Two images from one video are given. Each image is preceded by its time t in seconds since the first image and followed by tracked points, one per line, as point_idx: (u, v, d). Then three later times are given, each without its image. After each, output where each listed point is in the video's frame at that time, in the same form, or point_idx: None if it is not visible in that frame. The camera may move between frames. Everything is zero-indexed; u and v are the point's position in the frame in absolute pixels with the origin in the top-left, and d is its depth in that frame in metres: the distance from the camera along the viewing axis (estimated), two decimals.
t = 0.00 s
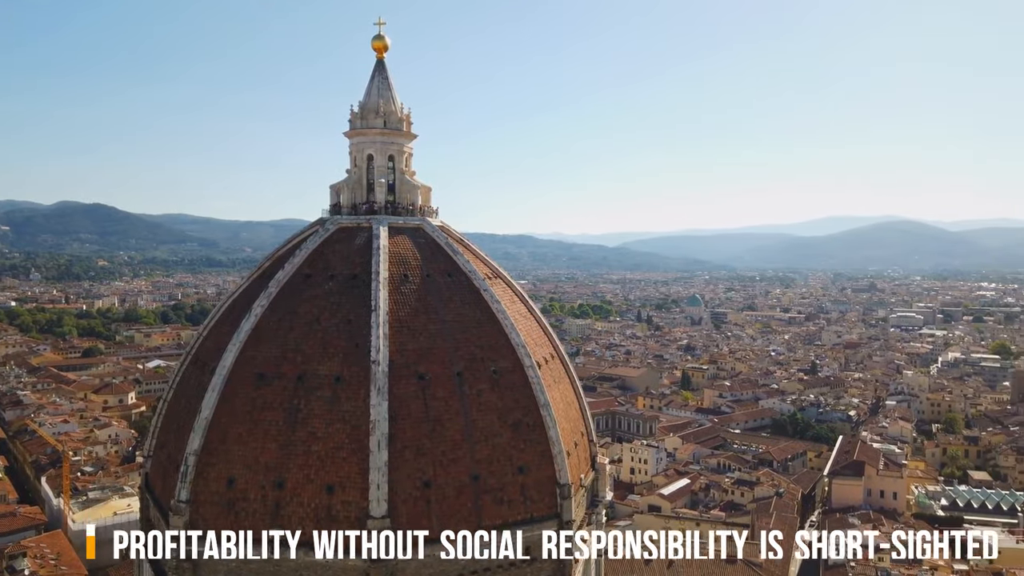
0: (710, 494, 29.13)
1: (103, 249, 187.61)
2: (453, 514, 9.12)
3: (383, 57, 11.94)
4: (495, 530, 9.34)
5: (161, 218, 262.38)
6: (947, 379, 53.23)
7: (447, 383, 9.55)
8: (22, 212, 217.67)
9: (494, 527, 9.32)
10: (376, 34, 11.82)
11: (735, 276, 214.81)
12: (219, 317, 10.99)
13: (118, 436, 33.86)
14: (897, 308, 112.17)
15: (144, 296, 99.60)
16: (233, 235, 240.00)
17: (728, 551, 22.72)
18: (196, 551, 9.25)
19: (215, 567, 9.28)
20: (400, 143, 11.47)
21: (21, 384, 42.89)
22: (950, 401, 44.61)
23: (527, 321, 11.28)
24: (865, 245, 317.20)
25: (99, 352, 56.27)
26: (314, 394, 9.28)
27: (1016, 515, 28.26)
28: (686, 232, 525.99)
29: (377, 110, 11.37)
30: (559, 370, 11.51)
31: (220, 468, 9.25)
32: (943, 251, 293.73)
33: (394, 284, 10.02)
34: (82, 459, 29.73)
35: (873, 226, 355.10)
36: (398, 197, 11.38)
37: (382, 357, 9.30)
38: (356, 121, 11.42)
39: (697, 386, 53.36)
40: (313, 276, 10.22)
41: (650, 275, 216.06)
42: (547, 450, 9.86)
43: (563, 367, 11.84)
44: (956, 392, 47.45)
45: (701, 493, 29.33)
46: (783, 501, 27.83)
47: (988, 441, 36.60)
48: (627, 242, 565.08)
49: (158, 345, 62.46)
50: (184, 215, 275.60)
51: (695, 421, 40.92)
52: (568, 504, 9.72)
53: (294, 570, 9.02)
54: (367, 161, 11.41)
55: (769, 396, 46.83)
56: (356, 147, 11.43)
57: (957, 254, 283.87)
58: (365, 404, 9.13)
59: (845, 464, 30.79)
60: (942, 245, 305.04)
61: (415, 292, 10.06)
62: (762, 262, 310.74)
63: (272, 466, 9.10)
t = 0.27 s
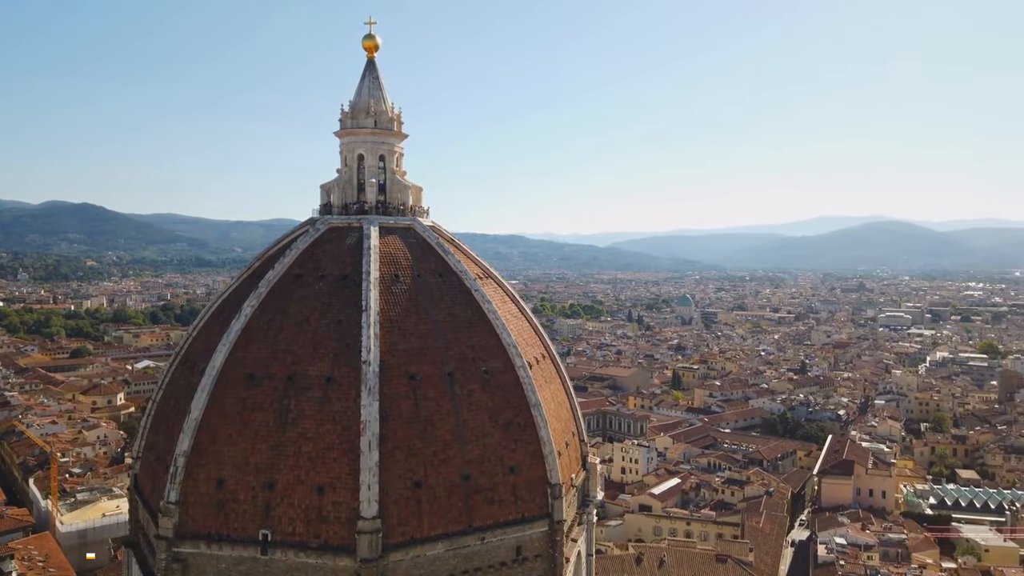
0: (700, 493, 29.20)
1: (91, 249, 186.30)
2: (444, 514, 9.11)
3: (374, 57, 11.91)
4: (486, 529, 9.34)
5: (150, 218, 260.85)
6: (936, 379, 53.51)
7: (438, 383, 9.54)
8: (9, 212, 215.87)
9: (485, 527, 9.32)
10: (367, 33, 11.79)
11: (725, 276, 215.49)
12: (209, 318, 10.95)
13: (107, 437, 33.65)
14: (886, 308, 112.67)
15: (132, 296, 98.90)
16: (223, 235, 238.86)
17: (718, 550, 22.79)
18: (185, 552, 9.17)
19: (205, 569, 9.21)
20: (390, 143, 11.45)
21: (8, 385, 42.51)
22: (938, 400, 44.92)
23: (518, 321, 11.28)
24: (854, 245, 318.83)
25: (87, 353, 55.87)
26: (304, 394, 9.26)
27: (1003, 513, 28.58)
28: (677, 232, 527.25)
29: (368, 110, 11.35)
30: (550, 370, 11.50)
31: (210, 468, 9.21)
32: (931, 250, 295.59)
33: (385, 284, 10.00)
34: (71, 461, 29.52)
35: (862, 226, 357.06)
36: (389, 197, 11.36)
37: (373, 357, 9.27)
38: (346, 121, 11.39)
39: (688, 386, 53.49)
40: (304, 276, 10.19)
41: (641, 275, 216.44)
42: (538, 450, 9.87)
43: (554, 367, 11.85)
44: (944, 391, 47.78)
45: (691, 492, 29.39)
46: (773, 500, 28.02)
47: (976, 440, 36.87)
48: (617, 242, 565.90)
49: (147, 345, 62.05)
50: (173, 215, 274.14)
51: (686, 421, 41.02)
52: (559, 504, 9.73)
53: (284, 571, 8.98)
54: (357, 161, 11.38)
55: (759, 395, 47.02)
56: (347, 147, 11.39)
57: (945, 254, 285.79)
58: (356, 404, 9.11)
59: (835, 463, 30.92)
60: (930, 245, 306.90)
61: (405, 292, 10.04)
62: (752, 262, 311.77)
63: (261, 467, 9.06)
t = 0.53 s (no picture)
0: (690, 493, 29.26)
1: (79, 249, 184.92)
2: (436, 515, 9.10)
3: (364, 56, 11.87)
4: (477, 530, 9.33)
5: (139, 218, 259.24)
6: (925, 378, 53.80)
7: (429, 383, 9.53)
8: None
9: (476, 528, 9.32)
10: (357, 33, 11.76)
11: (716, 276, 216.02)
12: (198, 318, 10.89)
13: (95, 438, 33.44)
14: (875, 308, 113.19)
15: (121, 296, 98.19)
16: (213, 235, 237.70)
17: (709, 549, 22.83)
18: (174, 554, 9.12)
19: (195, 570, 9.16)
20: (381, 143, 11.43)
21: None
22: (926, 399, 45.21)
23: (509, 321, 11.28)
24: (843, 245, 320.36)
25: (75, 354, 55.44)
26: (294, 394, 9.23)
27: (990, 511, 28.83)
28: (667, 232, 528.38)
29: (359, 109, 11.32)
30: (541, 370, 11.51)
31: (199, 469, 9.16)
32: (919, 250, 297.26)
33: (376, 284, 9.98)
34: (59, 462, 29.31)
35: (851, 227, 358.87)
36: (379, 197, 11.34)
37: (364, 357, 9.25)
38: (337, 121, 11.36)
39: (678, 385, 53.62)
40: (294, 276, 10.16)
41: (632, 275, 216.70)
42: (529, 450, 9.87)
43: (545, 367, 11.86)
44: (933, 390, 48.08)
45: (682, 492, 29.43)
46: (763, 499, 28.15)
47: (963, 439, 37.13)
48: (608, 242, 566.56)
49: (135, 346, 61.63)
50: (162, 215, 272.63)
51: (676, 421, 41.11)
52: (550, 503, 9.74)
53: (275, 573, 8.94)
54: (348, 161, 11.34)
55: (749, 395, 47.20)
56: (338, 147, 11.36)
57: (934, 254, 287.52)
58: (347, 405, 9.08)
59: (825, 462, 31.06)
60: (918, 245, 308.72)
61: (396, 292, 10.03)
62: (742, 262, 312.74)
63: (252, 467, 9.03)
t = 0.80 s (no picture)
0: (681, 492, 29.34)
1: (67, 249, 183.60)
2: (427, 515, 9.08)
3: (355, 56, 11.83)
4: (468, 530, 9.32)
5: (127, 218, 257.69)
6: (913, 377, 54.12)
7: (420, 384, 9.52)
8: None
9: (467, 528, 9.32)
10: (347, 33, 11.73)
11: (706, 276, 216.60)
12: (188, 318, 10.84)
13: (84, 439, 33.27)
14: (864, 308, 113.81)
15: (109, 297, 97.56)
16: (202, 235, 236.54)
17: (699, 549, 22.87)
18: (163, 555, 9.07)
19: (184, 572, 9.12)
20: (372, 143, 11.40)
21: None
22: (915, 398, 45.50)
23: (500, 321, 11.27)
24: (832, 245, 321.88)
25: (63, 354, 55.06)
26: (284, 395, 9.20)
27: (977, 510, 29.05)
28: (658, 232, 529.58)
29: (349, 109, 11.29)
30: (532, 370, 11.51)
31: (188, 471, 9.11)
32: (908, 250, 299.01)
33: (366, 284, 9.96)
34: (46, 463, 29.10)
35: (840, 227, 360.65)
36: (370, 197, 11.31)
37: (354, 358, 9.23)
38: (327, 121, 11.32)
39: (669, 385, 53.74)
40: (284, 276, 10.12)
41: (623, 275, 217.00)
42: (520, 450, 9.88)
43: (536, 367, 11.86)
44: (921, 389, 48.39)
45: (672, 491, 29.51)
46: (753, 498, 28.27)
47: (951, 437, 37.38)
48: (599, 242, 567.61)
49: (124, 347, 61.26)
50: (151, 215, 271.16)
51: (667, 420, 41.21)
52: (542, 504, 9.74)
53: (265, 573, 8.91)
54: (338, 160, 11.30)
55: (739, 395, 47.37)
56: (328, 147, 11.32)
57: (922, 254, 289.33)
58: (337, 405, 9.06)
59: (814, 461, 31.22)
60: (907, 245, 310.64)
61: (387, 292, 10.01)
62: (732, 262, 313.79)
63: (241, 468, 8.99)
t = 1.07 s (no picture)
0: (672, 491, 29.44)
1: (55, 249, 182.31)
2: (418, 515, 9.08)
3: (345, 55, 11.80)
4: (458, 530, 9.31)
5: (116, 217, 256.14)
6: (901, 377, 54.46)
7: (411, 384, 9.50)
8: None
9: (458, 528, 9.31)
10: (338, 32, 11.70)
11: (696, 276, 217.14)
12: (177, 318, 10.79)
13: (72, 440, 33.07)
14: (853, 307, 114.40)
15: (98, 297, 96.93)
16: (191, 235, 235.29)
17: (689, 547, 22.94)
18: (153, 557, 9.01)
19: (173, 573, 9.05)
20: (362, 142, 11.37)
21: None
22: (903, 397, 45.79)
23: (491, 321, 11.27)
24: (822, 245, 323.39)
25: (51, 355, 54.69)
26: (274, 395, 9.17)
27: (966, 508, 29.27)
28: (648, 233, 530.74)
29: (339, 109, 11.25)
30: (522, 370, 11.50)
31: (177, 472, 9.07)
32: (896, 250, 300.69)
33: (357, 284, 9.94)
34: (34, 465, 28.92)
35: (830, 228, 362.36)
36: (360, 196, 11.29)
37: (345, 358, 9.20)
38: (317, 120, 11.28)
39: (660, 385, 53.86)
40: (274, 276, 10.08)
41: (613, 275, 217.24)
42: (511, 450, 9.88)
43: (527, 367, 11.87)
44: (909, 389, 48.69)
45: (663, 490, 29.59)
46: (743, 497, 28.38)
47: (940, 436, 37.61)
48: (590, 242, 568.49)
49: (113, 347, 60.90)
50: (139, 215, 269.62)
51: (657, 420, 41.35)
52: (533, 503, 9.74)
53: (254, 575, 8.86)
54: (329, 160, 11.28)
55: (730, 394, 47.54)
56: (318, 147, 11.29)
57: (910, 254, 291.07)
58: (327, 406, 9.04)
59: (803, 460, 31.38)
60: (895, 245, 312.53)
61: (378, 292, 9.99)
62: (722, 262, 314.71)
63: (231, 469, 8.96)
